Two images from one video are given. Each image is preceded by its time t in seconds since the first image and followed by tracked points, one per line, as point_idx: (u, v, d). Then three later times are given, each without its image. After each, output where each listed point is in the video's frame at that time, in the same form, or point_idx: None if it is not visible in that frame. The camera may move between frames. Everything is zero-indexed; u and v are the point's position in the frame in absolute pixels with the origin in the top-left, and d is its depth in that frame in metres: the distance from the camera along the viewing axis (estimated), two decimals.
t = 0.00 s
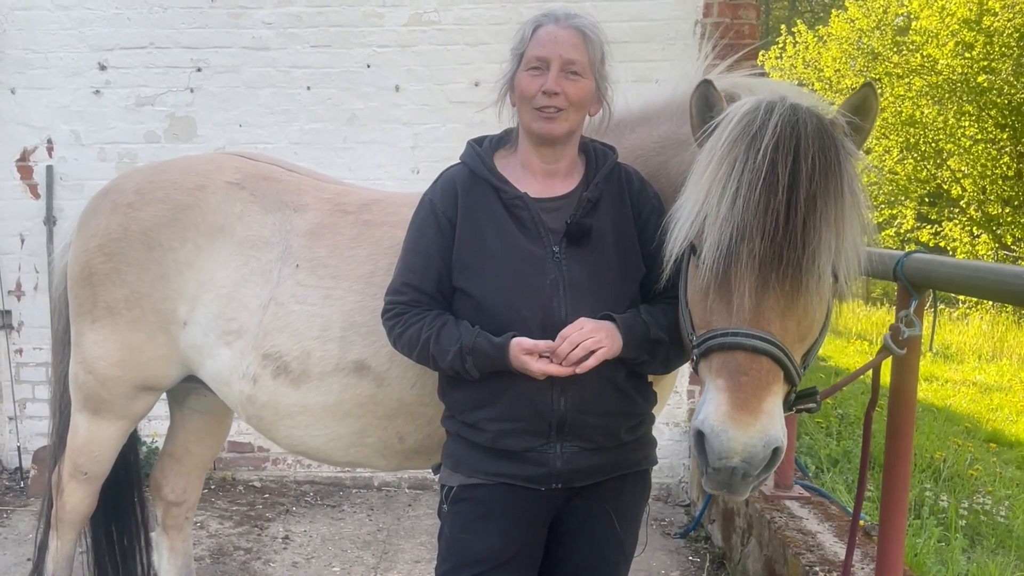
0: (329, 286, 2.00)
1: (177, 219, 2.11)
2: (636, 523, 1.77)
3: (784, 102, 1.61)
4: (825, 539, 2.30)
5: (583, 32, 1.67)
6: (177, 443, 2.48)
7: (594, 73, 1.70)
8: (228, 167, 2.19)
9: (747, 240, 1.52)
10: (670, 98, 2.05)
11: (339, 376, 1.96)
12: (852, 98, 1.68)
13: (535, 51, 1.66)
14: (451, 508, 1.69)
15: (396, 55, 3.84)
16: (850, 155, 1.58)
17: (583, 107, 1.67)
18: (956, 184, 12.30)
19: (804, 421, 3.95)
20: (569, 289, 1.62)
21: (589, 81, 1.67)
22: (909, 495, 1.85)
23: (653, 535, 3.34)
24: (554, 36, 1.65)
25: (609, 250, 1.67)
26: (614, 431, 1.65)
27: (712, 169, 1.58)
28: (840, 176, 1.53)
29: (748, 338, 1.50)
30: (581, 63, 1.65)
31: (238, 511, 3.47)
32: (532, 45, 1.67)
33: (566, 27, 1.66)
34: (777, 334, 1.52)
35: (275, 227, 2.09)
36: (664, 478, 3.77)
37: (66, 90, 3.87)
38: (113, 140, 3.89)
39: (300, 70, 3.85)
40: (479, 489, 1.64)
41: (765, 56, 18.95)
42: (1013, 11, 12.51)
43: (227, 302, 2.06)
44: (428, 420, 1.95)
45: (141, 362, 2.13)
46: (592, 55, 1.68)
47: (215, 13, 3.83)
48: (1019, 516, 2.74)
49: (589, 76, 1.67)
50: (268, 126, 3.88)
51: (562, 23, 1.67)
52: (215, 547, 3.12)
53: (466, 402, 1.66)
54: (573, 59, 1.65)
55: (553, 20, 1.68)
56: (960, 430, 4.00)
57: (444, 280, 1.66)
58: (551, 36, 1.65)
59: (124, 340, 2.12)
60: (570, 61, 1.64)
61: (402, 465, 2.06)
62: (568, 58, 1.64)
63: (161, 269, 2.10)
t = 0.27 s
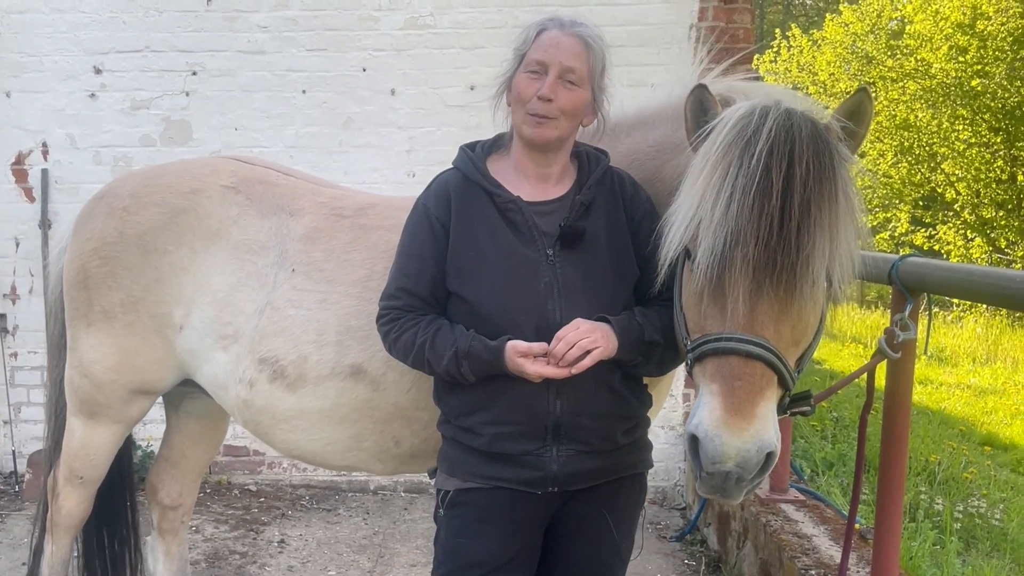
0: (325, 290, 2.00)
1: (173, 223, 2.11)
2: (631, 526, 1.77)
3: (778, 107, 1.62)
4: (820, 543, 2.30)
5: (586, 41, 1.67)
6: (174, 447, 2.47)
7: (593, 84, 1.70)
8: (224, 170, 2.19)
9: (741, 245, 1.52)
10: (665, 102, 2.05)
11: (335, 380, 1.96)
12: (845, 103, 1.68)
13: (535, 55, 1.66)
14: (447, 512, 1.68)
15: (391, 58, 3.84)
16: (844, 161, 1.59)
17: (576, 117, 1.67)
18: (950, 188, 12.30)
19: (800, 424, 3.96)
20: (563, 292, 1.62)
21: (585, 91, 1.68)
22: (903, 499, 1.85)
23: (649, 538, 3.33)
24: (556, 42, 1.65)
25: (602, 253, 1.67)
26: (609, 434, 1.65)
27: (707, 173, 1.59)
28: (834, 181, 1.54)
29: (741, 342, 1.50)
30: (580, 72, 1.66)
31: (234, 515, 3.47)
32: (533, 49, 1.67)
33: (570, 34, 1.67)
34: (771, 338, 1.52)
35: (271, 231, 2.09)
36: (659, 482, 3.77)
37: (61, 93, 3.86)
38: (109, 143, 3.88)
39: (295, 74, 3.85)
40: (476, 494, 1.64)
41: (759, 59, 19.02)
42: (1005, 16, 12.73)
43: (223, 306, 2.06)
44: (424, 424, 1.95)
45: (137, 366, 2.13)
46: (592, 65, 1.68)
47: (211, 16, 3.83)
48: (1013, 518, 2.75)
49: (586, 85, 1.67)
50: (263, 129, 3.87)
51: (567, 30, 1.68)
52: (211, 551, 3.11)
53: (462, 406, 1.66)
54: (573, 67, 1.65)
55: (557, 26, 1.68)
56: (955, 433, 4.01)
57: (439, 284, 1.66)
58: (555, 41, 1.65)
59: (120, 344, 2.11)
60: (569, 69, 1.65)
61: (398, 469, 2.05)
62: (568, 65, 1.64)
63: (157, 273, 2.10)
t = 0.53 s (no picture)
0: (316, 296, 2.00)
1: (164, 229, 2.11)
2: (619, 532, 1.77)
3: (766, 114, 1.63)
4: (810, 547, 2.30)
5: (586, 58, 1.67)
6: (165, 452, 2.47)
7: (589, 100, 1.71)
8: (214, 176, 2.19)
9: (729, 252, 1.53)
10: (654, 109, 2.05)
11: (325, 386, 1.96)
12: (833, 111, 1.69)
13: (535, 66, 1.66)
14: (436, 518, 1.68)
15: (383, 64, 3.84)
16: (832, 168, 1.60)
17: (569, 133, 1.68)
18: (939, 193, 12.39)
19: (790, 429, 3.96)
20: (552, 300, 1.62)
21: (580, 108, 1.68)
22: (892, 504, 1.86)
23: (640, 543, 3.34)
24: (557, 56, 1.65)
25: (591, 261, 1.67)
26: (597, 440, 1.66)
27: (695, 180, 1.59)
28: (822, 188, 1.54)
29: (729, 348, 1.51)
30: (577, 89, 1.66)
31: (225, 520, 3.46)
32: (533, 59, 1.67)
33: (571, 49, 1.66)
34: (759, 344, 1.53)
35: (261, 236, 2.09)
36: (650, 486, 3.78)
37: (52, 99, 3.86)
38: (100, 148, 3.88)
39: (286, 79, 3.85)
40: (466, 499, 1.64)
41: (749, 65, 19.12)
42: (994, 22, 12.65)
43: (213, 312, 2.06)
44: (415, 429, 1.96)
45: (127, 372, 2.12)
46: (590, 82, 1.68)
47: (202, 21, 3.83)
48: (1002, 522, 2.76)
49: (582, 102, 1.68)
50: (255, 134, 3.87)
51: (568, 45, 1.67)
52: (201, 556, 3.11)
53: (449, 412, 1.66)
54: (570, 84, 1.65)
55: (560, 39, 1.68)
56: (944, 437, 4.02)
57: (428, 290, 1.66)
58: (555, 56, 1.65)
59: (110, 349, 2.11)
60: (567, 85, 1.65)
61: (389, 474, 2.05)
62: (566, 81, 1.64)
63: (147, 278, 2.10)
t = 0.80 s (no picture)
0: (302, 303, 2.00)
1: (150, 235, 2.10)
2: (602, 537, 1.77)
3: (750, 123, 1.64)
4: (795, 553, 2.31)
5: (580, 67, 1.68)
6: (151, 459, 2.46)
7: (580, 108, 1.72)
8: (200, 183, 2.19)
9: (713, 260, 1.53)
10: (640, 117, 2.06)
11: (311, 393, 1.96)
12: (816, 120, 1.70)
13: (529, 73, 1.67)
14: (419, 524, 1.68)
15: (370, 71, 3.85)
16: (814, 177, 1.61)
17: (561, 140, 1.69)
18: (923, 200, 12.78)
19: (776, 434, 3.99)
20: (539, 306, 1.63)
21: (573, 116, 1.69)
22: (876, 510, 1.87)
23: (627, 548, 3.34)
24: (551, 64, 1.66)
25: (579, 268, 1.68)
26: (581, 446, 1.67)
27: (679, 189, 1.60)
28: (805, 197, 1.56)
29: (713, 355, 1.52)
30: (570, 97, 1.67)
31: (212, 527, 3.45)
32: (527, 66, 1.68)
33: (565, 57, 1.67)
34: (743, 352, 1.53)
35: (247, 243, 2.09)
36: (637, 491, 3.80)
37: (38, 104, 3.84)
38: (86, 154, 3.87)
39: (274, 86, 3.85)
40: (451, 505, 1.64)
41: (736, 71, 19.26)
42: (978, 29, 12.70)
43: (199, 318, 2.05)
44: (401, 436, 1.96)
45: (112, 379, 2.11)
46: (583, 90, 1.70)
47: (189, 27, 3.83)
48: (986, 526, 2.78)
49: (574, 110, 1.69)
50: (242, 140, 3.87)
51: (562, 53, 1.69)
52: (189, 563, 3.09)
53: (433, 415, 1.67)
54: (564, 91, 1.66)
55: (554, 47, 1.69)
56: (929, 442, 4.04)
57: (415, 292, 1.66)
58: (550, 63, 1.66)
59: (95, 356, 2.10)
60: (561, 92, 1.65)
61: (375, 481, 2.05)
62: (560, 89, 1.65)
63: (133, 284, 2.09)
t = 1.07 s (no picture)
0: (285, 309, 2.00)
1: (132, 241, 2.10)
2: (583, 543, 1.78)
3: (729, 132, 1.65)
4: (777, 557, 2.32)
5: (571, 78, 1.70)
6: (133, 467, 2.45)
7: (569, 119, 1.73)
8: (183, 189, 2.18)
9: (694, 268, 1.54)
10: (621, 125, 2.08)
11: (294, 399, 1.95)
12: (796, 128, 1.72)
13: (520, 82, 1.68)
14: (400, 531, 1.68)
15: (355, 77, 3.86)
16: (793, 185, 1.63)
17: (550, 150, 1.70)
18: (905, 206, 12.96)
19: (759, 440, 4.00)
20: (523, 313, 1.63)
21: (562, 126, 1.70)
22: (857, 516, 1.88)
23: (610, 554, 3.34)
24: (543, 74, 1.67)
25: (563, 277, 1.69)
26: (562, 452, 1.67)
27: (659, 197, 1.61)
28: (784, 205, 1.57)
29: (694, 362, 1.52)
30: (560, 108, 1.68)
31: (196, 534, 3.44)
32: (518, 75, 1.69)
33: (556, 68, 1.69)
34: (723, 359, 1.54)
35: (230, 249, 2.09)
36: (621, 497, 3.81)
37: (21, 111, 3.83)
38: (69, 160, 3.85)
39: (258, 92, 3.85)
40: (434, 511, 1.64)
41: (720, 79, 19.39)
42: (957, 38, 12.87)
43: (181, 324, 2.05)
44: (384, 443, 1.96)
45: (94, 386, 2.11)
46: (572, 101, 1.71)
47: (173, 34, 3.83)
48: (966, 531, 2.80)
49: (564, 120, 1.70)
50: (225, 147, 3.86)
51: (554, 63, 1.70)
52: (172, 571, 3.08)
53: (415, 420, 1.67)
54: (555, 102, 1.67)
55: (545, 57, 1.70)
56: (911, 447, 4.07)
57: (399, 295, 1.66)
58: (541, 73, 1.67)
59: (76, 363, 2.09)
60: (551, 102, 1.67)
61: (358, 488, 2.05)
62: (551, 99, 1.67)
63: (114, 291, 2.08)
